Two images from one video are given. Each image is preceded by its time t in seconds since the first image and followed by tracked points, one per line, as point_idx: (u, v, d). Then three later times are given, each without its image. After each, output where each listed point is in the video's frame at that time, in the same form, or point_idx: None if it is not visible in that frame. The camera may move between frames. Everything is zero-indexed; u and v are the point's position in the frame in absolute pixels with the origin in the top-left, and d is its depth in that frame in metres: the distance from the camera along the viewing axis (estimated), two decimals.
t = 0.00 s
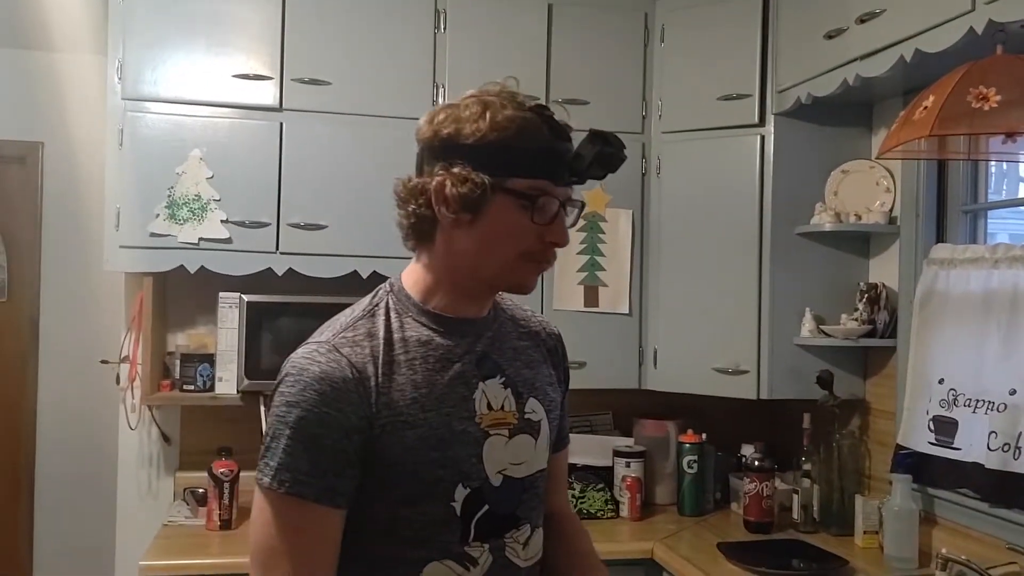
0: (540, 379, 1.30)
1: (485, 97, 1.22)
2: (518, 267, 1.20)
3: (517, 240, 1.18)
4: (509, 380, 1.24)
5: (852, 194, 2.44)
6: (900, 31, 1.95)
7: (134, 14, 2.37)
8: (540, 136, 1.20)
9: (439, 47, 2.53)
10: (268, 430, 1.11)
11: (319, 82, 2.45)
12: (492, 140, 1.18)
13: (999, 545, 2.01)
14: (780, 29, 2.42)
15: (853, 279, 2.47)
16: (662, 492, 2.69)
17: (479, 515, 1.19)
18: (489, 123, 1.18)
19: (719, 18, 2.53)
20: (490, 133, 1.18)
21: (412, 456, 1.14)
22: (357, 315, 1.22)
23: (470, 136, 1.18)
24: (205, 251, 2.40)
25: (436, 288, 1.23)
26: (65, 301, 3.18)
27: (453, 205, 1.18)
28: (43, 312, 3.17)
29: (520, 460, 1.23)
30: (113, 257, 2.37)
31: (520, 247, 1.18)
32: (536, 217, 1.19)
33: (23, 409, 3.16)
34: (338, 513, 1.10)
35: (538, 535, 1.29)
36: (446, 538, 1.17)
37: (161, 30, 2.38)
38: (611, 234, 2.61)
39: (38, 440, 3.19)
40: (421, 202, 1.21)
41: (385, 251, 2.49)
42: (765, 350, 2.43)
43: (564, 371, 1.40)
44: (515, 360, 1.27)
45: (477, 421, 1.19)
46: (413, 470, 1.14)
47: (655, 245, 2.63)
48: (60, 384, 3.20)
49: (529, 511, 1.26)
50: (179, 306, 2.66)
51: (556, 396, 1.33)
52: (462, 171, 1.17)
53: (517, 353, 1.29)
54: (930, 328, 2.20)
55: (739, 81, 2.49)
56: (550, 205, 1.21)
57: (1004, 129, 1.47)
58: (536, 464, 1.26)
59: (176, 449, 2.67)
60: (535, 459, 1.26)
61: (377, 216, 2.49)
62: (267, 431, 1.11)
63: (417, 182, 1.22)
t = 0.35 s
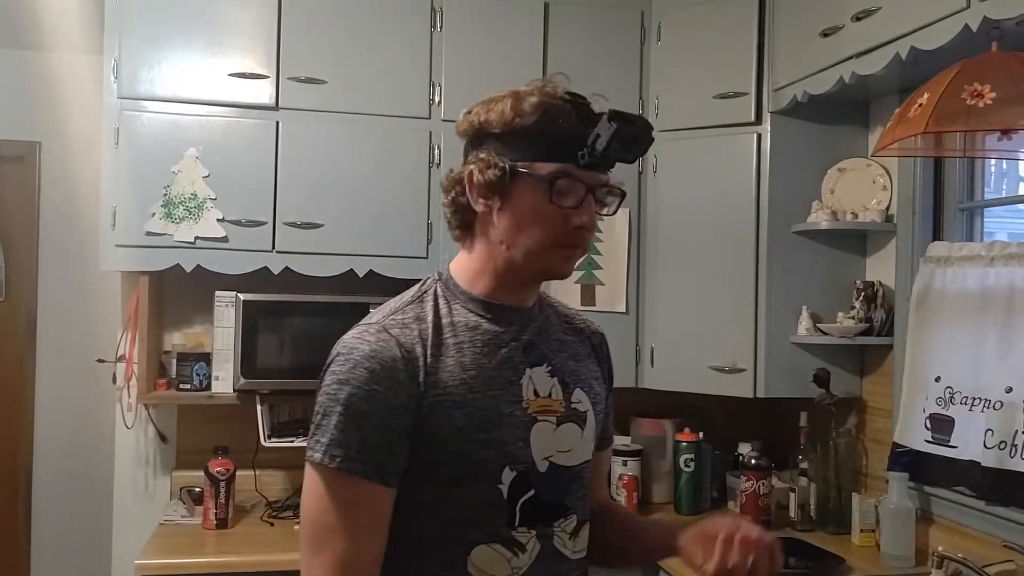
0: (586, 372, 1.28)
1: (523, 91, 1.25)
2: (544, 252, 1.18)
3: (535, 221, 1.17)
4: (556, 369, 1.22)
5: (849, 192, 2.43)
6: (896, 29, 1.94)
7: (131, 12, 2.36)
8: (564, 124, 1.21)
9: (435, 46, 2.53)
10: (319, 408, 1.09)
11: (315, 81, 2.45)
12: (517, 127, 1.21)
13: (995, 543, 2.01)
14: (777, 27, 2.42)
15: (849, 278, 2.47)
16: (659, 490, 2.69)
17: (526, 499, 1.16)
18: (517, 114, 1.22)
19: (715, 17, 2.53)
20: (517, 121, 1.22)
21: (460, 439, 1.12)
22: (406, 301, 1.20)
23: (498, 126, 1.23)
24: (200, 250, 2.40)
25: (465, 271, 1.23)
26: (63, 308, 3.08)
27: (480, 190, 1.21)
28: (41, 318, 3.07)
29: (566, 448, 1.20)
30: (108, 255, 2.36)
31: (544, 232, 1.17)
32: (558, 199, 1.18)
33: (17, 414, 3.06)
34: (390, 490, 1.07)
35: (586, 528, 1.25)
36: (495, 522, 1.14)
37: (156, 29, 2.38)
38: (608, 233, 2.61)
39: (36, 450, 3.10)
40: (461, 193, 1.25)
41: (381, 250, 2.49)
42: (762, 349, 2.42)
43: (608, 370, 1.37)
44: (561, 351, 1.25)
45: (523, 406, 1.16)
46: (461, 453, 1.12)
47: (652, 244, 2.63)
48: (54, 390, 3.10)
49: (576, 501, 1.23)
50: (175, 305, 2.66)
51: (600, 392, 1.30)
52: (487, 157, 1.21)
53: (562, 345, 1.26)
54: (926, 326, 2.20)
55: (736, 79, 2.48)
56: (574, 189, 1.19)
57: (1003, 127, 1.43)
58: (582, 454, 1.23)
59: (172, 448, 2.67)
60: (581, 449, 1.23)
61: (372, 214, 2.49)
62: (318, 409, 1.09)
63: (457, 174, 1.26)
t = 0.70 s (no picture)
0: (637, 372, 1.26)
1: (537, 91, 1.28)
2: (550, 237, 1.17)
3: (534, 211, 1.18)
4: (604, 366, 1.21)
5: (847, 190, 2.42)
6: (892, 27, 1.94)
7: (126, 12, 2.37)
8: (552, 112, 1.23)
9: (431, 46, 2.52)
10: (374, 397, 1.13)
11: (310, 80, 2.45)
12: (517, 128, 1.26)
13: (991, 543, 2.01)
14: (773, 25, 2.41)
15: (846, 276, 2.47)
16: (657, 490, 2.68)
17: (573, 493, 1.15)
18: (520, 113, 1.26)
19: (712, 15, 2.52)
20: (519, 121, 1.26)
21: (507, 429, 1.13)
22: (460, 296, 1.21)
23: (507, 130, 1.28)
24: (196, 250, 2.39)
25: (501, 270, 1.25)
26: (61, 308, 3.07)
27: (503, 193, 1.27)
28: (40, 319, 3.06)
29: (615, 445, 1.19)
30: (104, 255, 2.36)
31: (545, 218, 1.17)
32: (554, 187, 1.18)
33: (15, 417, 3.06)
34: (442, 480, 1.10)
35: (639, 526, 1.23)
36: (540, 514, 1.14)
37: (151, 29, 2.38)
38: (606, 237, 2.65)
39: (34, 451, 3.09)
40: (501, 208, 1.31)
41: (377, 249, 2.49)
42: (759, 348, 2.42)
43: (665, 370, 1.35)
44: (612, 350, 1.23)
45: (571, 400, 1.16)
46: (509, 443, 1.13)
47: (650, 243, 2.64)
48: (53, 393, 3.09)
49: (626, 498, 1.21)
50: (171, 305, 2.66)
51: (653, 392, 1.28)
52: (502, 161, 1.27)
53: (614, 344, 1.24)
54: (923, 325, 2.19)
55: (732, 78, 2.48)
56: (571, 174, 1.19)
57: (997, 124, 1.42)
58: (632, 452, 1.22)
59: (169, 448, 2.67)
60: (631, 448, 1.21)
61: (369, 214, 2.48)
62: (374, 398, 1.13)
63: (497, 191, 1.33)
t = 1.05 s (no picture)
0: (669, 375, 1.26)
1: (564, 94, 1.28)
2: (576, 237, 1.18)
3: (560, 212, 1.19)
4: (631, 369, 1.21)
5: (844, 188, 2.42)
6: (888, 23, 1.93)
7: (119, 11, 2.36)
8: (578, 114, 1.23)
9: (426, 44, 2.52)
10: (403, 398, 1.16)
11: (305, 79, 2.44)
12: (543, 131, 1.26)
13: (990, 539, 2.01)
14: (770, 21, 2.41)
15: (845, 274, 2.46)
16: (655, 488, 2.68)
17: (594, 494, 1.16)
18: (547, 116, 1.26)
19: (708, 11, 2.51)
20: (547, 124, 1.26)
21: (527, 429, 1.15)
22: (487, 299, 1.23)
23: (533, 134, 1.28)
24: (192, 250, 2.39)
25: (531, 273, 1.26)
26: (58, 310, 3.05)
27: (532, 196, 1.28)
28: (38, 320, 3.05)
29: (640, 446, 1.20)
30: (99, 255, 2.35)
31: (571, 218, 1.18)
32: (579, 188, 1.19)
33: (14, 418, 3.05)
34: (466, 477, 1.13)
35: (665, 528, 1.23)
36: (559, 514, 1.16)
37: (144, 27, 2.37)
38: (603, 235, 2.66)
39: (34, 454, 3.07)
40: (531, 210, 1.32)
41: (375, 248, 2.48)
42: (757, 345, 2.41)
43: (701, 372, 1.34)
44: (641, 353, 1.24)
45: (593, 402, 1.17)
46: (527, 443, 1.15)
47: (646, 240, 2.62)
48: (50, 393, 3.07)
49: (651, 501, 1.21)
50: (168, 305, 2.65)
51: (685, 395, 1.28)
52: (529, 164, 1.28)
53: (644, 346, 1.25)
54: (921, 322, 2.19)
55: (729, 75, 2.47)
56: (596, 174, 1.19)
57: (996, 119, 1.41)
58: (658, 454, 1.22)
59: (166, 449, 2.67)
60: (657, 449, 1.22)
61: (366, 212, 2.48)
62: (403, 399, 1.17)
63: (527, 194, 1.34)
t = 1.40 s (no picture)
0: (675, 377, 1.25)
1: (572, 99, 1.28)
2: (583, 240, 1.18)
3: (566, 213, 1.19)
4: (637, 370, 1.21)
5: (840, 182, 2.43)
6: (882, 18, 1.92)
7: (112, 18, 2.36)
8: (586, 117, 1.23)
9: (420, 45, 2.51)
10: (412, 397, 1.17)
11: (299, 82, 2.43)
12: (549, 136, 1.26)
13: (991, 534, 2.00)
14: (764, 18, 2.40)
15: (843, 270, 2.45)
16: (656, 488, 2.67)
17: (598, 494, 1.16)
18: (556, 120, 1.26)
19: (702, 9, 2.51)
20: (553, 128, 1.26)
21: (533, 429, 1.14)
22: (496, 300, 1.23)
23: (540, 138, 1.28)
24: (188, 255, 2.38)
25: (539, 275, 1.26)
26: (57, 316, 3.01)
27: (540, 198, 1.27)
28: (37, 327, 3.00)
29: (645, 447, 1.19)
30: (95, 262, 2.35)
31: (578, 219, 1.18)
32: (587, 188, 1.19)
33: (14, 427, 2.98)
34: (472, 475, 1.13)
35: (670, 528, 1.23)
36: (562, 513, 1.15)
37: (138, 34, 2.37)
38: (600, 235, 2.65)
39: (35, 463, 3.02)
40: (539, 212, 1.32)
41: (371, 251, 2.48)
42: (755, 343, 2.41)
43: (708, 375, 1.33)
44: (648, 354, 1.23)
45: (599, 402, 1.17)
46: (532, 443, 1.14)
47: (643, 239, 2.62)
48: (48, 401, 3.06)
49: (656, 501, 1.21)
50: (165, 311, 2.65)
51: (691, 398, 1.27)
52: (537, 167, 1.28)
53: (650, 348, 1.24)
54: (919, 318, 2.18)
55: (723, 73, 2.47)
56: (604, 176, 1.19)
57: (991, 115, 1.42)
58: (664, 455, 1.21)
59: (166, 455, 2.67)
60: (662, 451, 1.21)
61: (363, 216, 2.47)
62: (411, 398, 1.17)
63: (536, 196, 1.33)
